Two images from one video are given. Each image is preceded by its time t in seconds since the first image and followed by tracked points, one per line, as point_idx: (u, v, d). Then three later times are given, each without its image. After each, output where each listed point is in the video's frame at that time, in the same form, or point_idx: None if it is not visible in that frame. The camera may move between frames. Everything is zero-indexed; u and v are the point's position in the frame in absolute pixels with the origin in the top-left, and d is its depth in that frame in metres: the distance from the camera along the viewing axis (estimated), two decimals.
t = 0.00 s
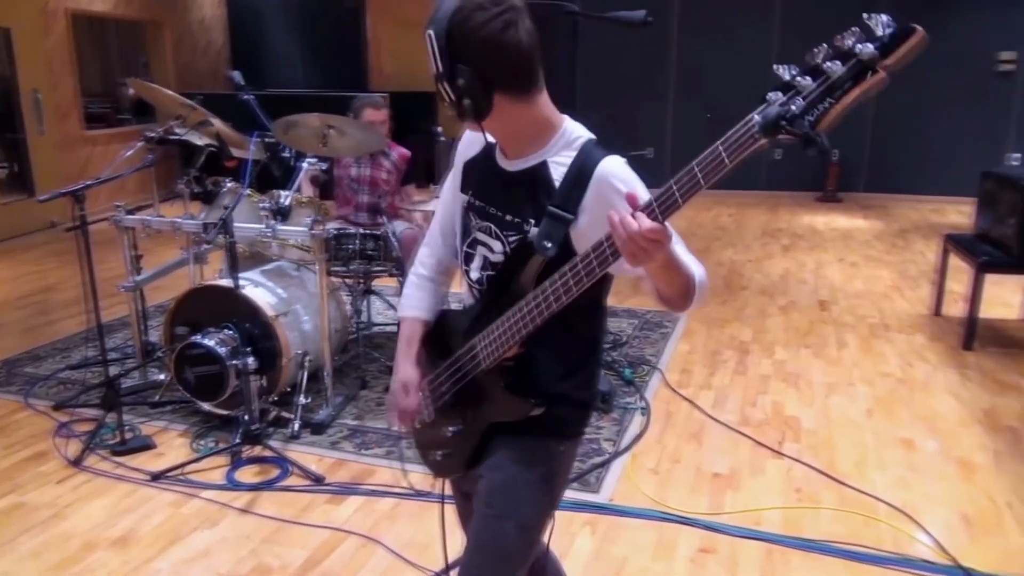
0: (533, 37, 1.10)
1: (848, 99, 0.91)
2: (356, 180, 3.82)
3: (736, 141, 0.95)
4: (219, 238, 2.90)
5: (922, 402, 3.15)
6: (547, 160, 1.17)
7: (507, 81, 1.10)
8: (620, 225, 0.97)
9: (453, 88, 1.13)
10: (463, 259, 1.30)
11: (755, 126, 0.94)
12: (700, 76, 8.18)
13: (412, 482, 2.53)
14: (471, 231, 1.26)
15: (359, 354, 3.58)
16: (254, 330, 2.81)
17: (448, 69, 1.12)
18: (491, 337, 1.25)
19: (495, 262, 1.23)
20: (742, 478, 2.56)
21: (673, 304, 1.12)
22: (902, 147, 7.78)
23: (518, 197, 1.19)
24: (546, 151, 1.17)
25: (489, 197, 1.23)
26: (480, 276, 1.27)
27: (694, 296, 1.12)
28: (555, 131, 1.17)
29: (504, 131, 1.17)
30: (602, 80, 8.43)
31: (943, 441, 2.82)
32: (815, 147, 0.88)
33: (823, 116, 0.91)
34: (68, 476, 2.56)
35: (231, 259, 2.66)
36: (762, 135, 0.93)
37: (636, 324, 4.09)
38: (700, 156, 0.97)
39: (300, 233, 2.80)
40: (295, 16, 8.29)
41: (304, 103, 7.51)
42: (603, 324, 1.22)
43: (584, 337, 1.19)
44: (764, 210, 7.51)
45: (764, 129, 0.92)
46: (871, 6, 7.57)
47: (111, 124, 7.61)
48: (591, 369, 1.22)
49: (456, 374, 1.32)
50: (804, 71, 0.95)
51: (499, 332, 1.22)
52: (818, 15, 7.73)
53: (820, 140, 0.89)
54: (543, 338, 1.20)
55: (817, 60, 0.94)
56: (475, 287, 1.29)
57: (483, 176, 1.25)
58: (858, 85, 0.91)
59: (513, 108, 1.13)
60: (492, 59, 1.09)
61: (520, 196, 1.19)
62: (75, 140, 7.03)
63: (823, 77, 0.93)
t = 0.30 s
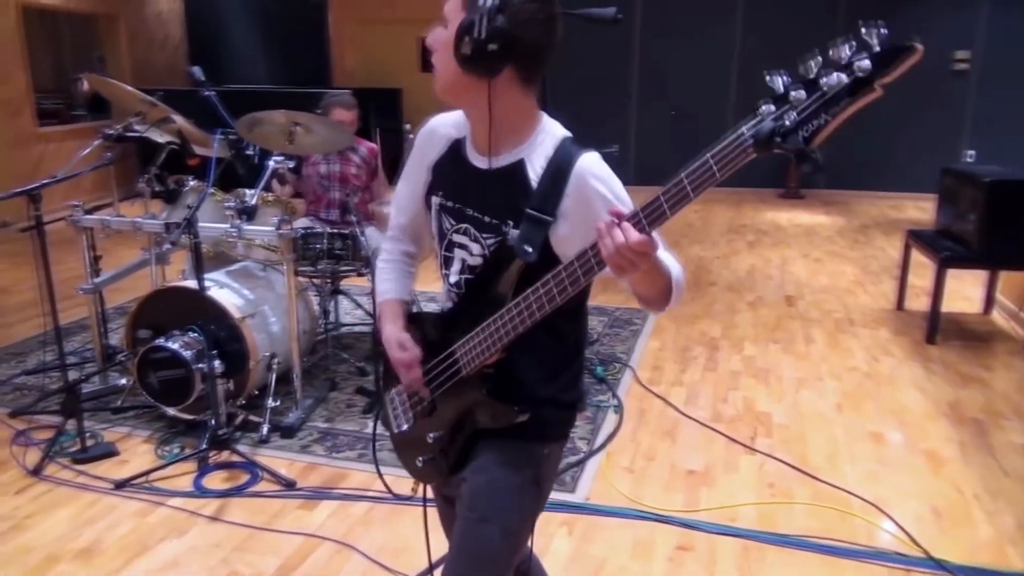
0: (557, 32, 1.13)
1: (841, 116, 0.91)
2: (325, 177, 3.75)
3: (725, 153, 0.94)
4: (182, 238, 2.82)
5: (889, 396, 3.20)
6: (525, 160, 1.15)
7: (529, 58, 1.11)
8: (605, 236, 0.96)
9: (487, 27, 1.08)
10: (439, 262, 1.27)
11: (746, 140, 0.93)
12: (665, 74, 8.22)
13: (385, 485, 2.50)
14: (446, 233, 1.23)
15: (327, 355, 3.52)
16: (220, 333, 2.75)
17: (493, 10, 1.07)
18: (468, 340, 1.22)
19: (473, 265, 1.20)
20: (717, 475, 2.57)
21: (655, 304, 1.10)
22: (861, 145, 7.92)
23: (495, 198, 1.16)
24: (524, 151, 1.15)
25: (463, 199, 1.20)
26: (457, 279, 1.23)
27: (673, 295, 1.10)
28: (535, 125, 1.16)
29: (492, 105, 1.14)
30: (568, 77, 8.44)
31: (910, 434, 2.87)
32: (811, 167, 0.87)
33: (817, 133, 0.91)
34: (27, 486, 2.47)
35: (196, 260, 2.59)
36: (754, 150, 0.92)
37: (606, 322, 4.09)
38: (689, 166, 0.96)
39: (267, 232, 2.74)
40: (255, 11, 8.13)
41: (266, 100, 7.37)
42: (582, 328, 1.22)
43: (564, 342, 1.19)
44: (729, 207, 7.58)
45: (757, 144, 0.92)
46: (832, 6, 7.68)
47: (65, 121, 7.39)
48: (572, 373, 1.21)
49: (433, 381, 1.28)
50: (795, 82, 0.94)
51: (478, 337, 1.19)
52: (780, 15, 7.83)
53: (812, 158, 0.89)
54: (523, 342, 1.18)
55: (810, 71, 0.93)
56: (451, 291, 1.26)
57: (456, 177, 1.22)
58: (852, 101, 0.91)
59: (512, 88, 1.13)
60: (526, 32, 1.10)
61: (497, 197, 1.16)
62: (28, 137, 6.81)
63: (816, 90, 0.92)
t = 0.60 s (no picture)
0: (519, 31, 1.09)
1: (831, 88, 0.91)
2: (297, 178, 3.71)
3: (718, 133, 0.93)
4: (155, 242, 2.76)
5: (866, 393, 3.24)
6: (515, 164, 1.13)
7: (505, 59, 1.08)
8: (598, 221, 0.93)
9: (462, 50, 1.04)
10: (424, 263, 1.25)
11: (739, 117, 0.92)
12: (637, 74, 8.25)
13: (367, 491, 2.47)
14: (431, 232, 1.21)
15: (304, 360, 3.48)
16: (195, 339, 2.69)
17: (458, 34, 1.04)
18: (456, 342, 1.20)
19: (459, 264, 1.19)
20: (699, 474, 2.58)
21: (651, 302, 1.10)
22: (831, 144, 8.02)
23: (481, 197, 1.15)
24: (515, 151, 1.14)
25: (449, 197, 1.19)
26: (444, 279, 1.22)
27: (669, 294, 1.10)
28: (523, 130, 1.14)
29: (483, 119, 1.11)
30: (541, 78, 8.44)
31: (887, 430, 2.90)
32: (802, 136, 0.87)
33: (809, 106, 0.91)
34: None
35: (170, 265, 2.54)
36: (748, 126, 0.91)
37: (585, 322, 4.09)
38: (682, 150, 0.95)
39: (243, 237, 2.69)
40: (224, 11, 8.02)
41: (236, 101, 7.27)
42: (568, 326, 1.21)
43: (555, 342, 1.18)
44: (703, 206, 7.63)
45: (751, 120, 0.91)
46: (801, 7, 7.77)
47: (29, 123, 7.21)
48: (559, 375, 1.19)
49: (423, 385, 1.26)
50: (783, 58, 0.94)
51: (467, 339, 1.18)
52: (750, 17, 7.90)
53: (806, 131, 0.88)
54: (512, 343, 1.17)
55: (798, 48, 0.93)
56: (438, 292, 1.24)
57: (444, 175, 1.20)
58: (842, 74, 0.91)
59: (499, 96, 1.10)
60: (501, 40, 1.06)
61: (484, 196, 1.15)
62: None
63: (805, 65, 0.92)
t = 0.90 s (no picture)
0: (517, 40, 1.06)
1: (825, 106, 0.90)
2: (287, 184, 3.68)
3: (707, 147, 0.92)
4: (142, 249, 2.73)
5: (857, 394, 3.24)
6: (494, 160, 1.11)
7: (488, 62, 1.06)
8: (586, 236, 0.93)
9: (441, 34, 1.03)
10: (410, 267, 1.23)
11: (730, 133, 0.92)
12: (625, 77, 8.26)
13: (359, 498, 2.44)
14: (417, 238, 1.19)
15: (294, 366, 3.45)
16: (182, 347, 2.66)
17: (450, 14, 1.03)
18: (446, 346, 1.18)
19: (447, 269, 1.17)
20: (692, 477, 2.58)
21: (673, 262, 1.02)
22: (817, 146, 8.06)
23: (466, 201, 1.13)
24: (493, 150, 1.12)
25: (434, 201, 1.17)
26: (430, 284, 1.20)
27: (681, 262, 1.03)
28: (500, 131, 1.12)
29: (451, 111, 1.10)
30: (529, 80, 8.43)
31: (879, 431, 2.91)
32: (793, 153, 0.86)
33: (802, 122, 0.90)
34: None
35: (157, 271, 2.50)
36: (739, 142, 0.91)
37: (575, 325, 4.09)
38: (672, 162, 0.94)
39: (231, 243, 2.67)
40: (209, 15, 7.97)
41: (223, 105, 7.22)
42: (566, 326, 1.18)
43: (550, 345, 1.15)
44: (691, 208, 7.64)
45: (741, 136, 0.90)
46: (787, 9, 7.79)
47: (12, 128, 7.14)
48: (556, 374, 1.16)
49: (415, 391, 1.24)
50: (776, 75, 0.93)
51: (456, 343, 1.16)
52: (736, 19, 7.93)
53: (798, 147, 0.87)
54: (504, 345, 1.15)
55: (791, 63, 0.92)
56: (426, 297, 1.22)
57: (429, 178, 1.18)
58: (837, 90, 0.90)
59: (476, 95, 1.09)
60: (485, 41, 1.04)
61: (468, 199, 1.13)
62: None
63: (798, 80, 0.91)
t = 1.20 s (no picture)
0: (468, 33, 1.01)
1: (831, 80, 0.87)
2: (280, 180, 3.64)
3: (710, 126, 0.90)
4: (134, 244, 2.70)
5: (856, 387, 3.22)
6: (499, 154, 1.08)
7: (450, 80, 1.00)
8: (588, 215, 0.90)
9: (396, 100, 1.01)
10: (410, 263, 1.21)
11: (735, 110, 0.89)
12: (622, 71, 8.23)
13: (354, 495, 2.41)
14: (418, 232, 1.18)
15: (289, 362, 3.42)
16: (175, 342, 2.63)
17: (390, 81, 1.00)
18: (443, 342, 1.15)
19: (445, 264, 1.15)
20: (691, 472, 2.55)
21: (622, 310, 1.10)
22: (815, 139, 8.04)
23: (465, 194, 1.11)
24: (497, 144, 1.09)
25: (433, 194, 1.15)
26: (430, 279, 1.18)
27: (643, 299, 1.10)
28: (502, 127, 1.09)
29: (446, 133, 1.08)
30: (525, 74, 8.40)
31: (879, 425, 2.88)
32: (798, 128, 0.84)
33: (808, 96, 0.88)
34: None
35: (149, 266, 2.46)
36: (744, 120, 0.88)
37: (573, 320, 4.06)
38: (675, 143, 0.91)
39: (224, 237, 2.63)
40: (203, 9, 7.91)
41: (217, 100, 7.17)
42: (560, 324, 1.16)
43: (546, 343, 1.13)
44: (689, 202, 7.62)
45: (746, 112, 0.88)
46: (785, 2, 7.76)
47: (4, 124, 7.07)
48: (549, 374, 1.14)
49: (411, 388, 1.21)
50: (781, 48, 0.90)
51: (451, 339, 1.14)
52: (733, 13, 7.89)
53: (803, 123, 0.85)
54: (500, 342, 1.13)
55: (796, 37, 0.89)
56: (424, 292, 1.20)
57: (428, 172, 1.16)
58: (843, 64, 0.87)
59: (460, 105, 1.04)
60: (436, 73, 1.00)
61: (467, 193, 1.11)
62: None
63: (803, 54, 0.88)
